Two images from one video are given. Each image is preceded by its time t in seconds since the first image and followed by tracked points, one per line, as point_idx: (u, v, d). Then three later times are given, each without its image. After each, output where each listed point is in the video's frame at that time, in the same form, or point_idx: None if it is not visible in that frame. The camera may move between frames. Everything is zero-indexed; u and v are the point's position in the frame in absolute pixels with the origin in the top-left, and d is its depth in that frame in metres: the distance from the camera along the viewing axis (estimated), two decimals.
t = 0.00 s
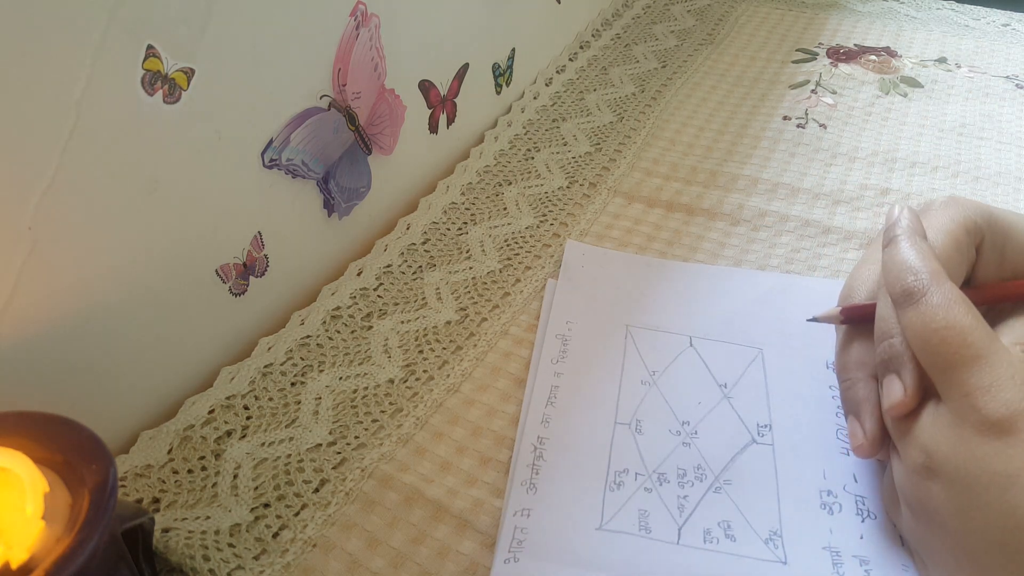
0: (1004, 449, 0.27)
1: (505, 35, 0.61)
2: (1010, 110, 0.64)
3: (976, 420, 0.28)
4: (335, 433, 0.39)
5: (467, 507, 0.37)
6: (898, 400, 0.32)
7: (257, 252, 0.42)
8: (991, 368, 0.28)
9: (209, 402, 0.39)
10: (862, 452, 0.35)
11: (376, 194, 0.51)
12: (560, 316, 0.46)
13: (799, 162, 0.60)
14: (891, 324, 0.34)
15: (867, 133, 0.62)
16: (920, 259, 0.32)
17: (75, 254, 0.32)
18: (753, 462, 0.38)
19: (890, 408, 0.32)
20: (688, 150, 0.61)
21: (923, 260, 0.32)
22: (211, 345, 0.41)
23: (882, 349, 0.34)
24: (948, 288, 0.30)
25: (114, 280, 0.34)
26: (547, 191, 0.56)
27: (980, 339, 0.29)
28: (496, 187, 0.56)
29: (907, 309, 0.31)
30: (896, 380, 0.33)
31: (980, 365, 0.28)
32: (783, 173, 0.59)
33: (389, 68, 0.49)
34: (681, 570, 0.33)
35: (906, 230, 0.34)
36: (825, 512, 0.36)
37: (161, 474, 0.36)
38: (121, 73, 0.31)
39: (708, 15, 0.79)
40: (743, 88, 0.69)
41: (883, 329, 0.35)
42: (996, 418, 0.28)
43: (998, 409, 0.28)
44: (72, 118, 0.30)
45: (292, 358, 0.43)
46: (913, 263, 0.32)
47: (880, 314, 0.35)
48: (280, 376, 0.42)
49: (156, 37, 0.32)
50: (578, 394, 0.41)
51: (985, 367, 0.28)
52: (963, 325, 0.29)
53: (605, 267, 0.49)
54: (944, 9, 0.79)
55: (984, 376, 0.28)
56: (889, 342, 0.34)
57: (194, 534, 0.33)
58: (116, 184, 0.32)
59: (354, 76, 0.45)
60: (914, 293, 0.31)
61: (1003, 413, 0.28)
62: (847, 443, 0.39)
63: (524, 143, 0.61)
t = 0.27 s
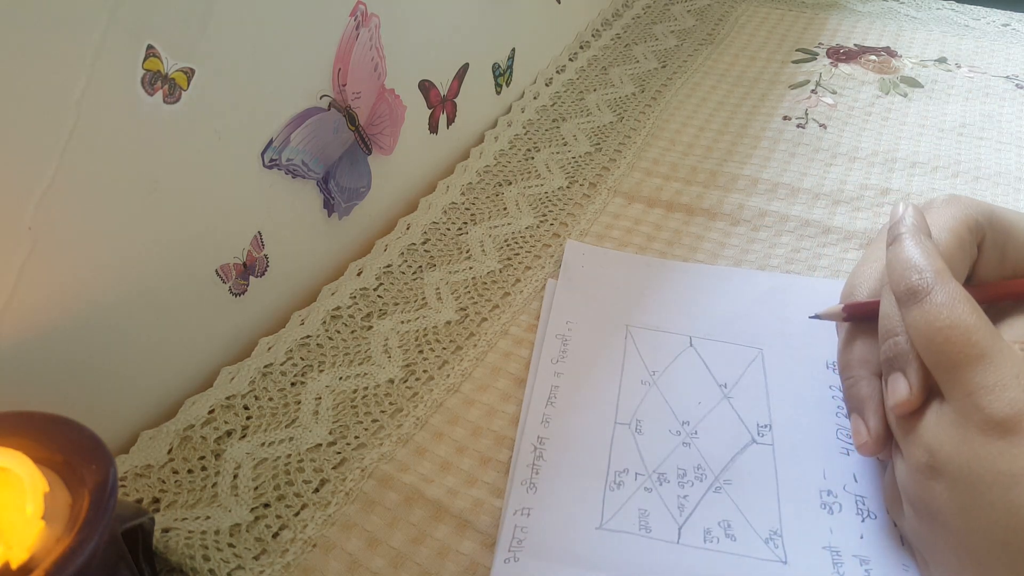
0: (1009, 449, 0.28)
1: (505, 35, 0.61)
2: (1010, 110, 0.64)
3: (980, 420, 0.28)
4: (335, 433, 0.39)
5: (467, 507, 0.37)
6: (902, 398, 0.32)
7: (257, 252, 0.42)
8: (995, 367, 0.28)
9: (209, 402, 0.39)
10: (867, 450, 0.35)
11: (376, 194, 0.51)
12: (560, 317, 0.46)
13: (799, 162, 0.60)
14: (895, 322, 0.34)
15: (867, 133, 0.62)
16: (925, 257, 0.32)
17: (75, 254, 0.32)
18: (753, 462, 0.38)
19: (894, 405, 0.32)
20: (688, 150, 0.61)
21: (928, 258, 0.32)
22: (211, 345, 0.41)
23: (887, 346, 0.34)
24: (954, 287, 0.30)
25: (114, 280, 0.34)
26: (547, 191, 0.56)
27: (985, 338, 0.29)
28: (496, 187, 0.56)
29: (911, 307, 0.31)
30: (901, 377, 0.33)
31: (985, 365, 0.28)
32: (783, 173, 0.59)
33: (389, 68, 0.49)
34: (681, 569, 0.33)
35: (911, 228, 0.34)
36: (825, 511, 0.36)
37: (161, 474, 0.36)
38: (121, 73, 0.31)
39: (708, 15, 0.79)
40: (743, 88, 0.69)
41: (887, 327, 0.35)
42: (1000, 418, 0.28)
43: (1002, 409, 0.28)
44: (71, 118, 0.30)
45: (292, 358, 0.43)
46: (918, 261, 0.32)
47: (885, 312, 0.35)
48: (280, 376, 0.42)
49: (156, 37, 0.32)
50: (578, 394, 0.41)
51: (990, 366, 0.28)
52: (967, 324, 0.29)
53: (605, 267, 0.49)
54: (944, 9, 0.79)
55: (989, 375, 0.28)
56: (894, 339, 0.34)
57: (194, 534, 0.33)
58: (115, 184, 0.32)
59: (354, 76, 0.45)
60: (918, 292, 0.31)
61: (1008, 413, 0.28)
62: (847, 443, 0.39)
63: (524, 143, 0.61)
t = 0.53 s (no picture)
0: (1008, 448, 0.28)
1: (505, 35, 0.61)
2: (1010, 111, 0.64)
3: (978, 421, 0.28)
4: (335, 433, 0.39)
5: (467, 507, 0.37)
6: (899, 399, 0.32)
7: (257, 252, 0.42)
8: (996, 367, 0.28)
9: (209, 402, 0.39)
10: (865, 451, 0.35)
11: (376, 194, 0.51)
12: (560, 317, 0.46)
13: (799, 162, 0.60)
14: (891, 322, 0.34)
15: (867, 133, 0.62)
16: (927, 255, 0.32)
17: (75, 254, 0.32)
18: (753, 462, 0.38)
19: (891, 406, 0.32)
20: (688, 150, 0.61)
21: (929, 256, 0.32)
22: (211, 345, 0.41)
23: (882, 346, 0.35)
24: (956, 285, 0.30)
25: (114, 280, 0.34)
26: (547, 191, 0.56)
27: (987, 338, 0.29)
28: (496, 187, 0.56)
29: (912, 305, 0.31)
30: (897, 380, 0.33)
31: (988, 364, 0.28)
32: (783, 173, 0.59)
33: (389, 68, 0.49)
34: (682, 569, 0.33)
35: (911, 226, 0.34)
36: (825, 511, 0.36)
37: (161, 474, 0.36)
38: (121, 73, 0.31)
39: (708, 15, 0.79)
40: (743, 88, 0.69)
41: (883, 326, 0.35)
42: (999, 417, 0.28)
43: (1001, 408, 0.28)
44: (72, 118, 0.30)
45: (292, 358, 0.43)
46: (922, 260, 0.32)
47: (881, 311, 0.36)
48: (280, 376, 0.42)
49: (156, 37, 0.32)
50: (578, 394, 0.41)
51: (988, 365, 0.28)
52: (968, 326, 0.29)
53: (606, 267, 0.49)
54: (944, 9, 0.79)
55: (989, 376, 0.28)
56: (889, 338, 0.34)
57: (194, 534, 0.33)
58: (115, 184, 0.32)
59: (354, 76, 0.45)
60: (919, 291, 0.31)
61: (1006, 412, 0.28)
62: (847, 443, 0.39)
63: (523, 143, 0.61)
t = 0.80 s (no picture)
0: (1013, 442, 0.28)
1: (505, 35, 0.61)
2: (1010, 110, 0.64)
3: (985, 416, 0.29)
4: (335, 433, 0.39)
5: (467, 507, 0.37)
6: (898, 382, 0.33)
7: (257, 252, 0.42)
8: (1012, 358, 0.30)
9: (209, 402, 0.39)
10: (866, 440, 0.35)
11: (376, 194, 0.51)
12: (560, 317, 0.46)
13: (799, 162, 0.60)
14: (888, 309, 0.35)
15: (867, 133, 0.62)
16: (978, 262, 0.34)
17: (75, 254, 0.32)
18: (753, 461, 0.38)
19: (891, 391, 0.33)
20: (688, 150, 0.61)
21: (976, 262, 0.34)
22: (211, 346, 0.41)
23: (879, 333, 0.35)
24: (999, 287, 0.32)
25: (114, 280, 0.34)
26: (547, 191, 0.56)
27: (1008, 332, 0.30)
28: (496, 187, 0.56)
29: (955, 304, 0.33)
30: (895, 366, 0.33)
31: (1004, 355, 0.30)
32: (783, 173, 0.59)
33: (389, 68, 0.49)
34: (682, 568, 0.33)
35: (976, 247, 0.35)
36: (826, 510, 0.36)
37: (161, 474, 0.36)
38: (121, 73, 0.31)
39: (708, 15, 0.79)
40: (743, 88, 0.69)
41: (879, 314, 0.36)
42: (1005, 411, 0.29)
43: (1009, 403, 0.29)
44: (72, 118, 0.30)
45: (292, 358, 0.43)
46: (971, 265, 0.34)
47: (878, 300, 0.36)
48: (280, 376, 0.42)
49: (156, 37, 0.32)
50: (578, 394, 0.41)
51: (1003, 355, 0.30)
52: (990, 319, 0.31)
53: (605, 266, 0.49)
54: (944, 9, 0.79)
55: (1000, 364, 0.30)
56: (886, 325, 0.35)
57: (194, 534, 0.33)
58: (115, 184, 0.32)
59: (354, 76, 0.45)
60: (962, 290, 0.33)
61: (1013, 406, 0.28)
62: (847, 442, 0.39)
63: (524, 143, 0.61)
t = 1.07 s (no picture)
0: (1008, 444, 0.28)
1: (505, 35, 0.61)
2: (1010, 110, 0.64)
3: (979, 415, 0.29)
4: (335, 433, 0.39)
5: (467, 507, 0.37)
6: (914, 360, 0.32)
7: (257, 252, 0.42)
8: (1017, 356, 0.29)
9: (209, 402, 0.39)
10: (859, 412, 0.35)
11: (376, 194, 0.51)
12: (560, 317, 0.46)
13: (799, 162, 0.60)
14: (904, 286, 0.35)
15: (867, 133, 0.62)
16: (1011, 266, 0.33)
17: (75, 254, 0.32)
18: (753, 461, 0.38)
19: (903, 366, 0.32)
20: (688, 150, 0.61)
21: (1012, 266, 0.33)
22: (211, 346, 0.41)
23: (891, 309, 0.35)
24: None
25: (114, 280, 0.34)
26: (546, 191, 0.56)
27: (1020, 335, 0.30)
28: (496, 187, 0.56)
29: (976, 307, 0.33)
30: (910, 341, 0.33)
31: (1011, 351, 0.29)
32: (783, 173, 0.59)
33: (389, 68, 0.49)
34: (682, 567, 0.33)
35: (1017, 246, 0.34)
36: (826, 509, 0.36)
37: (161, 474, 0.36)
38: (121, 73, 0.31)
39: (708, 15, 0.79)
40: (743, 88, 0.69)
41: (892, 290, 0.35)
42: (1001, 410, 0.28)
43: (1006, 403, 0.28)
44: (72, 118, 0.30)
45: (292, 358, 0.43)
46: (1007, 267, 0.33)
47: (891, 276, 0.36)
48: (280, 376, 0.42)
49: (156, 37, 0.32)
50: (578, 393, 0.41)
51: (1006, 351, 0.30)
52: (1002, 324, 0.31)
53: (605, 266, 0.49)
54: (944, 9, 0.79)
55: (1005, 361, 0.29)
56: (900, 301, 0.34)
57: (194, 534, 0.33)
58: (116, 184, 0.32)
59: (354, 76, 0.45)
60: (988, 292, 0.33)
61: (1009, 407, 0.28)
62: (847, 442, 0.39)
63: (523, 143, 0.61)
